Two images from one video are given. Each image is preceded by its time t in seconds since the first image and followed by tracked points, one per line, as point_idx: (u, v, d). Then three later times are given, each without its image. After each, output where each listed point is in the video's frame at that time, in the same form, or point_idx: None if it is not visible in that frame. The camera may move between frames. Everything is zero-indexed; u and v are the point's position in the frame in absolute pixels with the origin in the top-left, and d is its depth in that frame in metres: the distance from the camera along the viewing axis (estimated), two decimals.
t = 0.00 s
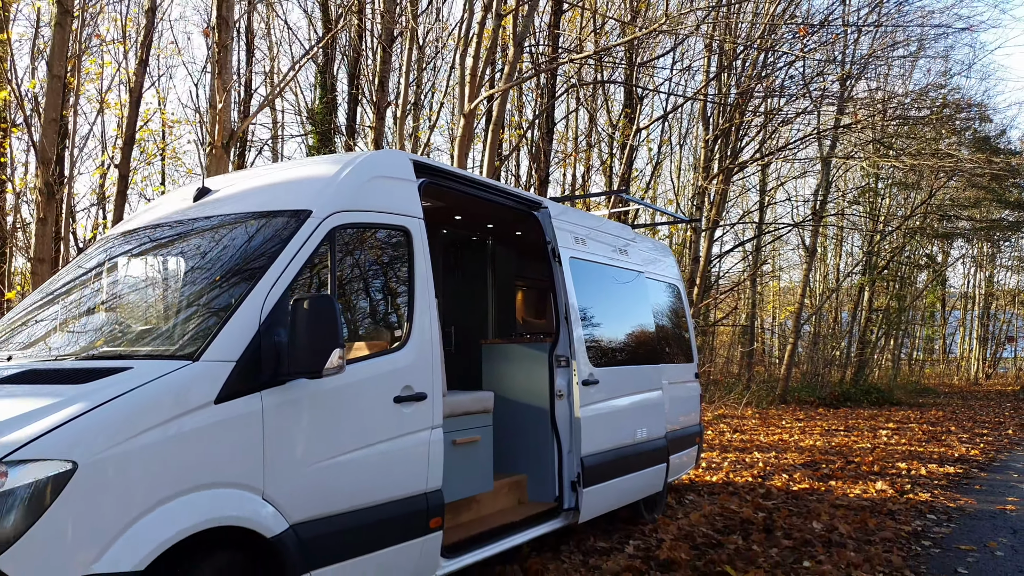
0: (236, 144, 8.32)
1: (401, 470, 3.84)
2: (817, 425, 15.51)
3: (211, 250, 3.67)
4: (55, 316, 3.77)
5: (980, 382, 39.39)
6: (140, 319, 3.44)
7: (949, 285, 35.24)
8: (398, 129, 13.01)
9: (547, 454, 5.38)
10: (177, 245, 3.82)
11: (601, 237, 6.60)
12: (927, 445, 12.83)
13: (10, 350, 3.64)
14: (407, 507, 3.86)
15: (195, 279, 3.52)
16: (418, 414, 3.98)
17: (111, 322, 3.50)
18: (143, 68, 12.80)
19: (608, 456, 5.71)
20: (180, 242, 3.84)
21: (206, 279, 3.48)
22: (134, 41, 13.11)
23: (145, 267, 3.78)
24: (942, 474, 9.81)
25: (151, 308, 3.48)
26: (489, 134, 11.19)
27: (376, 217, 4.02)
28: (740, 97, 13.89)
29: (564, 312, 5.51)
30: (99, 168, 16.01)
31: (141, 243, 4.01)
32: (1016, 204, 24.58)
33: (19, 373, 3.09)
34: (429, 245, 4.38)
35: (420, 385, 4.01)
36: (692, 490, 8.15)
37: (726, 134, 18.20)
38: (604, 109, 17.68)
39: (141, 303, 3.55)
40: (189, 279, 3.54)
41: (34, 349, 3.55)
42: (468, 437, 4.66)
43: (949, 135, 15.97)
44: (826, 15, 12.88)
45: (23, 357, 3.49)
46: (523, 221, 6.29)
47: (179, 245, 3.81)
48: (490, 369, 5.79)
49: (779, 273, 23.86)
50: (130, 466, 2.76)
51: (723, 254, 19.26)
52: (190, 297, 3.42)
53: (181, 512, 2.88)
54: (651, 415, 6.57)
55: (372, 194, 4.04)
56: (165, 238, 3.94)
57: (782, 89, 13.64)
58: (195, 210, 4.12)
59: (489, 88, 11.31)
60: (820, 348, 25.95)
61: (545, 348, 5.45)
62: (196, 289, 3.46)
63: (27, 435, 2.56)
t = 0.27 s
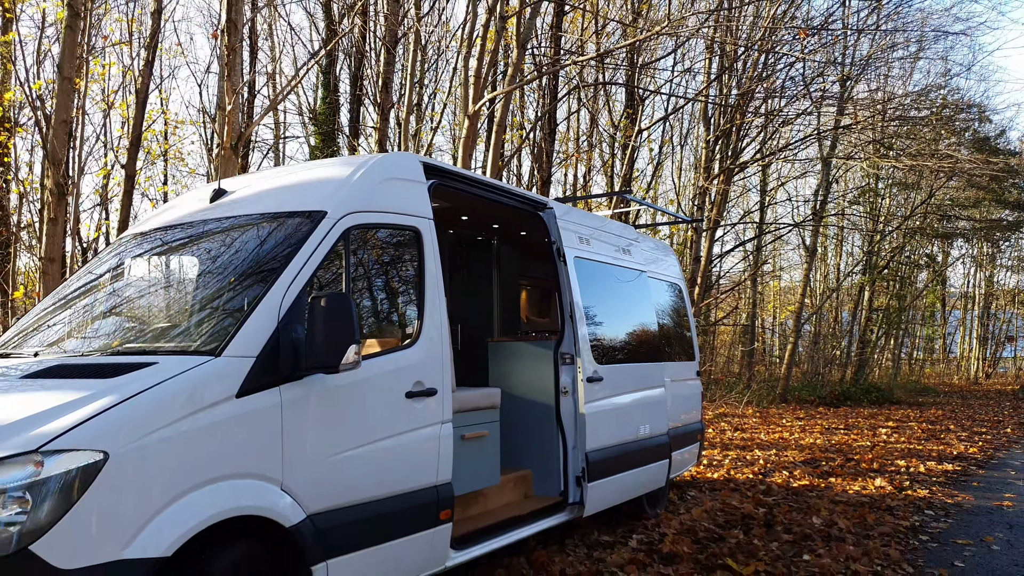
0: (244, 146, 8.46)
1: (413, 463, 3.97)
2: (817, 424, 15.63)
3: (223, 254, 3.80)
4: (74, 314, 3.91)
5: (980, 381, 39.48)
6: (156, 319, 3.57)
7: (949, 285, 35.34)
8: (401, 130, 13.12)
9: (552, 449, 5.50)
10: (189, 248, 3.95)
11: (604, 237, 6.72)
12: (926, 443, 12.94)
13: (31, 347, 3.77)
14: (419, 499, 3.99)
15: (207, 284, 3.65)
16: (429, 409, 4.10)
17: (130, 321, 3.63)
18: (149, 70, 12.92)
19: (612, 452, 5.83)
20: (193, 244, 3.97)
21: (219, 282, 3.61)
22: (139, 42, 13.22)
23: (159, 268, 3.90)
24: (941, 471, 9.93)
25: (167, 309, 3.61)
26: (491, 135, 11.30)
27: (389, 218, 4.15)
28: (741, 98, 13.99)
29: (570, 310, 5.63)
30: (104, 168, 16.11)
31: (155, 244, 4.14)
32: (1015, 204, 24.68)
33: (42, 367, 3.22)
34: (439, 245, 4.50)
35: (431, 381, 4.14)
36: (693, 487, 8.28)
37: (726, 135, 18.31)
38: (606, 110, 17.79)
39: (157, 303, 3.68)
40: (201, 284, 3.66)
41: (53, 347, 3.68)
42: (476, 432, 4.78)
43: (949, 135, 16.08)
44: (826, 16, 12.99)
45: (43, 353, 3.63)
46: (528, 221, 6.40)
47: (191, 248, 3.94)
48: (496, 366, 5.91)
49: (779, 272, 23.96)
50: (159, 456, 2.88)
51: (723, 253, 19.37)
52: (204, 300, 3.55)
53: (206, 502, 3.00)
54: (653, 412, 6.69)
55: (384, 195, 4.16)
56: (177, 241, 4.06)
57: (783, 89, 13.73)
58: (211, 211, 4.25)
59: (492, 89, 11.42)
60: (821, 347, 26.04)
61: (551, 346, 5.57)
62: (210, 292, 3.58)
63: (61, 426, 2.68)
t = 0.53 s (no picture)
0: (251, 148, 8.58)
1: (422, 458, 4.08)
2: (817, 423, 15.74)
3: (232, 258, 3.90)
4: (93, 313, 4.04)
5: (980, 381, 39.58)
6: (173, 318, 3.69)
7: (949, 285, 35.43)
8: (403, 131, 13.22)
9: (556, 446, 5.61)
10: (200, 252, 4.06)
11: (606, 238, 6.83)
12: (925, 441, 13.05)
13: (52, 345, 3.91)
14: (428, 493, 4.10)
15: (218, 288, 3.76)
16: (437, 406, 4.22)
17: (148, 319, 3.76)
18: (154, 71, 13.04)
19: (615, 449, 5.94)
20: (206, 247, 4.09)
21: (232, 285, 3.72)
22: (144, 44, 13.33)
23: (175, 268, 4.03)
24: (939, 469, 10.04)
25: (183, 309, 3.73)
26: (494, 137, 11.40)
27: (398, 220, 4.26)
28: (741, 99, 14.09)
29: (573, 310, 5.74)
30: (107, 169, 16.23)
31: (169, 246, 4.26)
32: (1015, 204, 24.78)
33: (61, 367, 3.33)
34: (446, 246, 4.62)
35: (439, 379, 4.25)
36: (694, 484, 8.39)
37: (726, 135, 18.41)
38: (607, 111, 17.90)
39: (173, 303, 3.80)
40: (213, 287, 3.77)
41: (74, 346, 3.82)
42: (482, 429, 4.89)
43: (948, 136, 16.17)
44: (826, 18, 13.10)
45: (65, 351, 3.76)
46: (532, 222, 6.50)
47: (203, 251, 4.05)
48: (501, 364, 6.02)
49: (779, 272, 24.06)
50: (181, 450, 2.99)
51: (724, 253, 19.47)
52: (216, 303, 3.65)
53: (226, 494, 3.11)
54: (655, 410, 6.80)
55: (394, 198, 4.28)
56: (188, 244, 4.18)
57: (783, 91, 13.84)
58: (224, 213, 4.37)
59: (494, 92, 11.53)
60: (820, 347, 26.14)
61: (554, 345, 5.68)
62: (221, 295, 3.69)
63: (88, 421, 2.79)
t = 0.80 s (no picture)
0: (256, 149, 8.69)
1: (429, 454, 4.19)
2: (816, 422, 15.86)
3: (240, 261, 4.01)
4: (107, 312, 4.15)
5: (979, 380, 39.74)
6: (184, 318, 3.80)
7: (948, 285, 35.54)
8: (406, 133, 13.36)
9: (558, 443, 5.72)
10: (209, 255, 4.16)
11: (607, 238, 6.93)
12: (923, 440, 13.18)
13: (69, 343, 4.03)
14: (436, 487, 4.21)
15: (227, 289, 3.86)
16: (444, 403, 4.33)
17: (161, 318, 3.87)
18: (159, 72, 13.16)
19: (616, 446, 6.05)
20: (216, 249, 4.19)
21: (242, 287, 3.82)
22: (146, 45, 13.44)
23: (187, 269, 4.14)
24: (936, 467, 10.15)
25: (193, 311, 3.82)
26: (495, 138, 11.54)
27: (405, 221, 4.38)
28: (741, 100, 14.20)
29: (575, 309, 5.86)
30: (110, 169, 16.35)
31: (182, 247, 4.37)
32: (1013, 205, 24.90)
33: (75, 366, 3.43)
34: (452, 247, 4.73)
35: (445, 375, 4.37)
36: (694, 481, 8.50)
37: (726, 136, 18.52)
38: (608, 112, 18.01)
39: (185, 303, 3.90)
40: (223, 288, 3.87)
41: (91, 344, 3.93)
42: (487, 425, 5.00)
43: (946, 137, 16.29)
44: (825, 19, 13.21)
45: (82, 349, 3.88)
46: (534, 223, 6.60)
47: (213, 253, 4.16)
48: (505, 362, 6.12)
49: (779, 272, 24.16)
50: (199, 443, 3.09)
51: (723, 253, 19.61)
52: (226, 304, 3.75)
53: (240, 487, 3.21)
54: (655, 407, 6.90)
55: (402, 201, 4.40)
56: (197, 248, 4.28)
57: (782, 91, 13.95)
58: (236, 214, 4.48)
59: (495, 94, 11.65)
60: (820, 347, 26.25)
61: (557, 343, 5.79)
62: (231, 297, 3.79)
63: (111, 415, 2.90)
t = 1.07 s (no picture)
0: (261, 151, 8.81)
1: (435, 449, 4.31)
2: (815, 420, 15.98)
3: (247, 264, 4.13)
4: (122, 310, 4.28)
5: (978, 379, 39.87)
6: (197, 318, 3.91)
7: (948, 284, 35.64)
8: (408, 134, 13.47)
9: (560, 440, 5.83)
10: (221, 257, 4.28)
11: (608, 239, 7.05)
12: (921, 438, 13.30)
13: (86, 340, 4.16)
14: (442, 481, 4.34)
15: (236, 292, 3.98)
16: (449, 399, 4.46)
17: (174, 317, 3.99)
18: (163, 73, 13.25)
19: (617, 442, 6.17)
20: (228, 251, 4.31)
21: (251, 289, 3.94)
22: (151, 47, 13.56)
23: (200, 269, 4.26)
24: (933, 464, 10.27)
25: (206, 311, 3.94)
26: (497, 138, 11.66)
27: (412, 222, 4.50)
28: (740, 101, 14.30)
29: (577, 308, 5.97)
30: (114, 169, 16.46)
31: (193, 249, 4.50)
32: (1012, 205, 25.00)
33: (93, 364, 3.55)
34: (457, 247, 4.85)
35: (450, 372, 4.49)
36: (694, 478, 8.63)
37: (726, 137, 18.64)
38: (608, 112, 18.11)
39: (197, 303, 4.03)
40: (232, 291, 3.99)
41: (106, 343, 4.05)
42: (490, 421, 5.12)
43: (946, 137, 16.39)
44: (825, 20, 13.30)
45: (100, 346, 4.01)
46: (536, 224, 6.71)
47: (225, 255, 4.28)
48: (508, 360, 6.24)
49: (778, 272, 24.27)
50: (217, 437, 3.21)
51: (723, 253, 19.72)
52: (235, 306, 3.87)
53: (256, 479, 3.33)
54: (655, 405, 7.02)
55: (409, 202, 4.52)
56: (209, 249, 4.40)
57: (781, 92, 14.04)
58: (247, 216, 4.60)
59: (498, 96, 11.76)
60: (819, 346, 26.36)
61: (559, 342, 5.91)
62: (243, 297, 3.91)
63: (133, 410, 3.02)
